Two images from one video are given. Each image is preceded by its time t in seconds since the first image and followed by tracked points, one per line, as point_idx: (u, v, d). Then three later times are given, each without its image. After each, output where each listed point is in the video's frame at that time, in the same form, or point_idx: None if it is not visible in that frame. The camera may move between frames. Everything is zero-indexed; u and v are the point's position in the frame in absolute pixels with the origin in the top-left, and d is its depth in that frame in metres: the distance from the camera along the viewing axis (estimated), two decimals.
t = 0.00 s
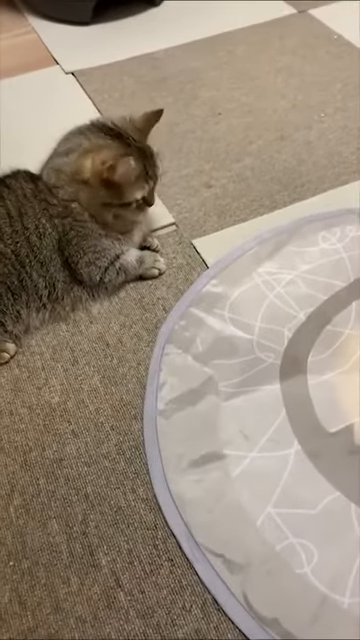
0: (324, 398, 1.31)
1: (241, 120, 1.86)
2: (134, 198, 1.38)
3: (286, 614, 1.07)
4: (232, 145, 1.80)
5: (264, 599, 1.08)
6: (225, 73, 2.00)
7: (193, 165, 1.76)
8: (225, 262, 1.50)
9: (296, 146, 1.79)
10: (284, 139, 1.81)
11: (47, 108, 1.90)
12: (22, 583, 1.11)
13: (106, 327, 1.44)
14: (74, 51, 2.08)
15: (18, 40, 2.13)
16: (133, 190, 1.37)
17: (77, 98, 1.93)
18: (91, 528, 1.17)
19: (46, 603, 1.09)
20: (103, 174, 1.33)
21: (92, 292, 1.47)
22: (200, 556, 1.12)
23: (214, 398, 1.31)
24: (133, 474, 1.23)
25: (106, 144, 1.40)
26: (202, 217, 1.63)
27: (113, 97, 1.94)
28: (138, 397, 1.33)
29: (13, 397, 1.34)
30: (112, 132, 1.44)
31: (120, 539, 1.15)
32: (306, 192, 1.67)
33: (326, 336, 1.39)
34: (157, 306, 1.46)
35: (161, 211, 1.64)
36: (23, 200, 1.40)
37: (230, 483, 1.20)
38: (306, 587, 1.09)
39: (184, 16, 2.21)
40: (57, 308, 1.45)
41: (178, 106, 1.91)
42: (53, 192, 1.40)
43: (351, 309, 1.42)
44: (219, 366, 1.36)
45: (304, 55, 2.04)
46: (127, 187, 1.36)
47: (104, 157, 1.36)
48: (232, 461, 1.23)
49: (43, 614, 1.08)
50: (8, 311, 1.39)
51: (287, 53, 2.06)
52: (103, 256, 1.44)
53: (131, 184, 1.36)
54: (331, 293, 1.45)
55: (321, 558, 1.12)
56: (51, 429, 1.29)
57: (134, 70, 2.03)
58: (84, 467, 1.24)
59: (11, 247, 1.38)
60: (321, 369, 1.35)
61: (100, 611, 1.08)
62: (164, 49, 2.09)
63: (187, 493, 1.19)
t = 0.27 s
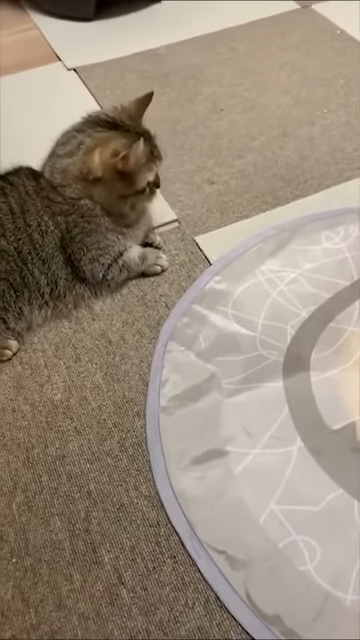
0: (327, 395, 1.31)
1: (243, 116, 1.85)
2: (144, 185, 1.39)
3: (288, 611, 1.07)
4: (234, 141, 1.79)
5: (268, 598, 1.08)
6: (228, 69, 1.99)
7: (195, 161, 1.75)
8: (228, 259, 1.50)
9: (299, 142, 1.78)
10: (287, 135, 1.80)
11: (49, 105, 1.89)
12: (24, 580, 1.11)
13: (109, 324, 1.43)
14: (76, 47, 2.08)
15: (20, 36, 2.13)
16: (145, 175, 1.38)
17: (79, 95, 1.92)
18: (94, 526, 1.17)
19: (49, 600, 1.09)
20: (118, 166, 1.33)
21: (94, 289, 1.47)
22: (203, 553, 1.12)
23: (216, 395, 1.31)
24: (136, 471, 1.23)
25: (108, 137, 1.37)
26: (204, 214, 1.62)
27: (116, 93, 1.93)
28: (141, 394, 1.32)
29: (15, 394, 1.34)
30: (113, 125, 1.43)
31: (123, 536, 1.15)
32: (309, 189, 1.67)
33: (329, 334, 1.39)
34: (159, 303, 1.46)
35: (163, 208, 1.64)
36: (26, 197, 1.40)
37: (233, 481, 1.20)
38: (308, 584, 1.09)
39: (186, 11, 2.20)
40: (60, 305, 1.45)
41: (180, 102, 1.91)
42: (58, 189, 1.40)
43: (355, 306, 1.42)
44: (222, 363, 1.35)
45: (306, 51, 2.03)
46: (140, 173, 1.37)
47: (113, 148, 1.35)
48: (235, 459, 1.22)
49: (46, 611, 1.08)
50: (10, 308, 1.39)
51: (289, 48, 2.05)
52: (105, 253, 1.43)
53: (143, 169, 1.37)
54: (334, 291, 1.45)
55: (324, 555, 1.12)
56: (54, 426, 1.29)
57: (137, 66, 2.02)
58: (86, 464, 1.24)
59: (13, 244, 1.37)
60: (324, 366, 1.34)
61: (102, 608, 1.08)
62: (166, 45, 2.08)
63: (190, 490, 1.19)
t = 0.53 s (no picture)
0: (330, 391, 1.30)
1: (245, 112, 1.85)
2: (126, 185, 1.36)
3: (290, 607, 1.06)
4: (236, 137, 1.78)
5: (270, 595, 1.08)
6: (230, 64, 1.98)
7: (197, 157, 1.75)
8: (230, 256, 1.49)
9: (301, 137, 1.77)
10: (289, 131, 1.79)
11: (51, 101, 1.89)
12: (27, 576, 1.11)
13: (111, 321, 1.43)
14: (77, 42, 2.07)
15: (21, 32, 2.12)
16: (125, 176, 1.35)
17: (80, 90, 1.91)
18: (96, 522, 1.16)
19: (51, 596, 1.09)
20: (92, 160, 1.31)
21: (96, 285, 1.47)
22: (205, 550, 1.12)
23: (218, 391, 1.31)
24: (138, 468, 1.22)
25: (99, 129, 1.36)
26: (206, 210, 1.62)
27: (117, 89, 1.92)
28: (143, 391, 1.32)
29: (17, 391, 1.33)
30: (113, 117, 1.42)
31: (125, 532, 1.15)
32: (312, 185, 1.66)
33: (331, 331, 1.38)
34: (161, 299, 1.46)
35: (165, 204, 1.63)
36: (27, 193, 1.39)
37: (236, 476, 1.20)
38: (310, 580, 1.09)
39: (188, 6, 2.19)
40: (62, 302, 1.45)
41: (182, 98, 1.90)
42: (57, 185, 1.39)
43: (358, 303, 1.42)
44: (224, 360, 1.35)
45: (309, 46, 2.02)
46: (119, 172, 1.33)
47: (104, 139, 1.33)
48: (236, 455, 1.22)
49: (48, 608, 1.08)
50: (12, 305, 1.39)
51: (292, 44, 2.04)
52: (107, 249, 1.43)
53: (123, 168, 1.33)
54: (337, 287, 1.44)
55: (326, 551, 1.12)
56: (56, 423, 1.29)
57: (138, 62, 2.01)
58: (88, 461, 1.24)
59: (15, 240, 1.37)
60: (326, 363, 1.34)
61: (105, 604, 1.08)
62: (168, 40, 2.08)
63: (192, 487, 1.19)
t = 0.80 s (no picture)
0: (331, 387, 1.30)
1: (247, 107, 1.84)
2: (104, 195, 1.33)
3: (291, 599, 1.06)
4: (237, 133, 1.77)
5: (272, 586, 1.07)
6: (231, 59, 1.98)
7: (198, 152, 1.74)
8: (232, 251, 1.49)
9: (302, 133, 1.77)
10: (291, 126, 1.79)
11: (51, 96, 1.88)
12: (29, 572, 1.11)
13: (112, 317, 1.43)
14: (77, 38, 2.06)
15: (20, 27, 2.11)
16: (102, 187, 1.32)
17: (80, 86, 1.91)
18: (98, 519, 1.16)
19: (53, 593, 1.09)
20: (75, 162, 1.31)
21: (97, 282, 1.47)
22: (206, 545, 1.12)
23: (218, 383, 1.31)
24: (139, 465, 1.22)
25: (98, 131, 1.34)
26: (207, 206, 1.61)
27: (117, 85, 1.92)
28: (144, 388, 1.32)
29: (18, 387, 1.33)
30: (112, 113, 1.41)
31: (127, 529, 1.15)
32: (313, 180, 1.65)
33: (332, 326, 1.38)
34: (163, 296, 1.45)
35: (166, 200, 1.63)
36: (27, 188, 1.39)
37: (236, 469, 1.19)
38: (310, 568, 1.09)
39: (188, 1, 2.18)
40: (63, 298, 1.44)
41: (183, 93, 1.89)
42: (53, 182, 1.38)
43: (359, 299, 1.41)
44: (226, 352, 1.35)
45: (310, 41, 2.01)
46: (96, 181, 1.31)
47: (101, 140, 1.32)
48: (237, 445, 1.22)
49: (50, 604, 1.08)
50: (12, 301, 1.39)
51: (293, 38, 2.03)
52: (106, 245, 1.42)
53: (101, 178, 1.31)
54: (339, 283, 1.44)
55: (325, 541, 1.12)
56: (57, 419, 1.29)
57: (139, 57, 2.00)
58: (90, 458, 1.24)
59: (15, 237, 1.37)
60: (327, 358, 1.34)
61: (107, 600, 1.08)
62: (168, 35, 2.07)
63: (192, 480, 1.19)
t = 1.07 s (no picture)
0: (331, 381, 1.30)
1: (247, 103, 1.83)
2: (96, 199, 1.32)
3: (291, 595, 1.07)
4: (238, 129, 1.77)
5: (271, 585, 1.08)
6: (231, 55, 1.97)
7: (198, 148, 1.73)
8: (232, 243, 1.48)
9: (303, 128, 1.76)
10: (291, 122, 1.78)
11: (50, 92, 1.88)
12: (30, 568, 1.12)
13: (112, 314, 1.43)
14: (77, 33, 2.05)
15: (20, 22, 2.10)
16: (95, 191, 1.31)
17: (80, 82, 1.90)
18: (98, 515, 1.17)
19: (54, 589, 1.09)
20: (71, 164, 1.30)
21: (97, 280, 1.46)
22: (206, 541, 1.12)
23: (218, 372, 1.31)
24: (140, 461, 1.22)
25: (99, 135, 1.34)
26: (207, 202, 1.61)
27: (117, 81, 1.91)
28: (144, 384, 1.32)
29: (19, 384, 1.33)
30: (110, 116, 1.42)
31: (128, 525, 1.15)
32: (313, 176, 1.65)
33: (332, 318, 1.38)
34: (163, 292, 1.45)
35: (166, 196, 1.63)
36: (26, 184, 1.39)
37: (237, 466, 1.19)
38: (309, 567, 1.09)
39: None
40: (62, 295, 1.44)
41: (183, 89, 1.89)
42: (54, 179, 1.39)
43: None
44: (226, 341, 1.35)
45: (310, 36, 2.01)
46: (89, 185, 1.31)
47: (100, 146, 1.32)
48: (237, 444, 1.22)
49: (51, 600, 1.08)
50: (12, 298, 1.38)
51: (293, 34, 2.02)
52: (104, 246, 1.42)
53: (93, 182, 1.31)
54: (339, 276, 1.43)
55: (324, 541, 1.12)
56: (57, 416, 1.29)
57: (139, 53, 2.00)
58: (90, 454, 1.24)
59: (14, 233, 1.37)
60: (327, 351, 1.34)
61: (107, 596, 1.08)
62: (168, 31, 2.06)
63: (192, 474, 1.19)
